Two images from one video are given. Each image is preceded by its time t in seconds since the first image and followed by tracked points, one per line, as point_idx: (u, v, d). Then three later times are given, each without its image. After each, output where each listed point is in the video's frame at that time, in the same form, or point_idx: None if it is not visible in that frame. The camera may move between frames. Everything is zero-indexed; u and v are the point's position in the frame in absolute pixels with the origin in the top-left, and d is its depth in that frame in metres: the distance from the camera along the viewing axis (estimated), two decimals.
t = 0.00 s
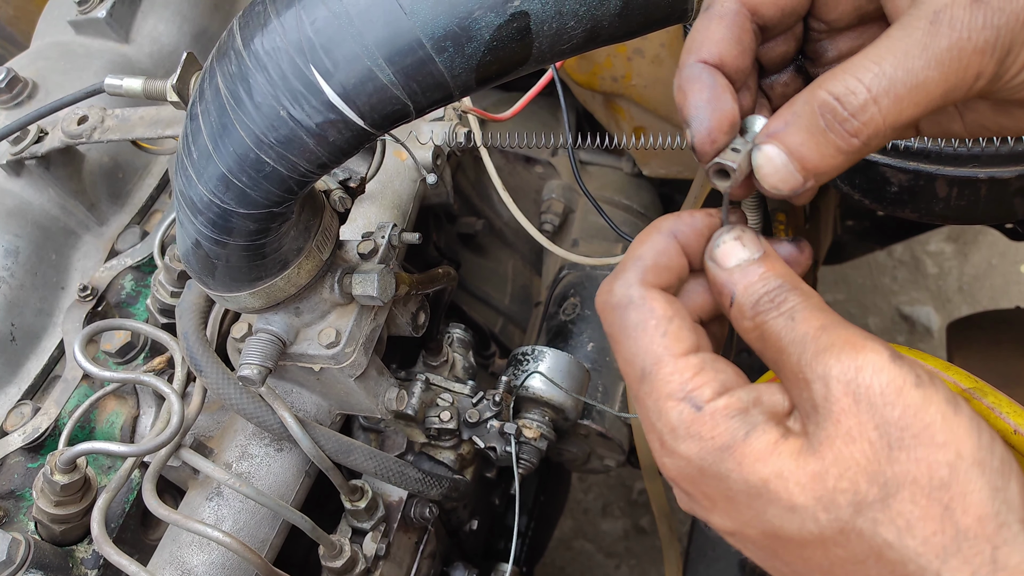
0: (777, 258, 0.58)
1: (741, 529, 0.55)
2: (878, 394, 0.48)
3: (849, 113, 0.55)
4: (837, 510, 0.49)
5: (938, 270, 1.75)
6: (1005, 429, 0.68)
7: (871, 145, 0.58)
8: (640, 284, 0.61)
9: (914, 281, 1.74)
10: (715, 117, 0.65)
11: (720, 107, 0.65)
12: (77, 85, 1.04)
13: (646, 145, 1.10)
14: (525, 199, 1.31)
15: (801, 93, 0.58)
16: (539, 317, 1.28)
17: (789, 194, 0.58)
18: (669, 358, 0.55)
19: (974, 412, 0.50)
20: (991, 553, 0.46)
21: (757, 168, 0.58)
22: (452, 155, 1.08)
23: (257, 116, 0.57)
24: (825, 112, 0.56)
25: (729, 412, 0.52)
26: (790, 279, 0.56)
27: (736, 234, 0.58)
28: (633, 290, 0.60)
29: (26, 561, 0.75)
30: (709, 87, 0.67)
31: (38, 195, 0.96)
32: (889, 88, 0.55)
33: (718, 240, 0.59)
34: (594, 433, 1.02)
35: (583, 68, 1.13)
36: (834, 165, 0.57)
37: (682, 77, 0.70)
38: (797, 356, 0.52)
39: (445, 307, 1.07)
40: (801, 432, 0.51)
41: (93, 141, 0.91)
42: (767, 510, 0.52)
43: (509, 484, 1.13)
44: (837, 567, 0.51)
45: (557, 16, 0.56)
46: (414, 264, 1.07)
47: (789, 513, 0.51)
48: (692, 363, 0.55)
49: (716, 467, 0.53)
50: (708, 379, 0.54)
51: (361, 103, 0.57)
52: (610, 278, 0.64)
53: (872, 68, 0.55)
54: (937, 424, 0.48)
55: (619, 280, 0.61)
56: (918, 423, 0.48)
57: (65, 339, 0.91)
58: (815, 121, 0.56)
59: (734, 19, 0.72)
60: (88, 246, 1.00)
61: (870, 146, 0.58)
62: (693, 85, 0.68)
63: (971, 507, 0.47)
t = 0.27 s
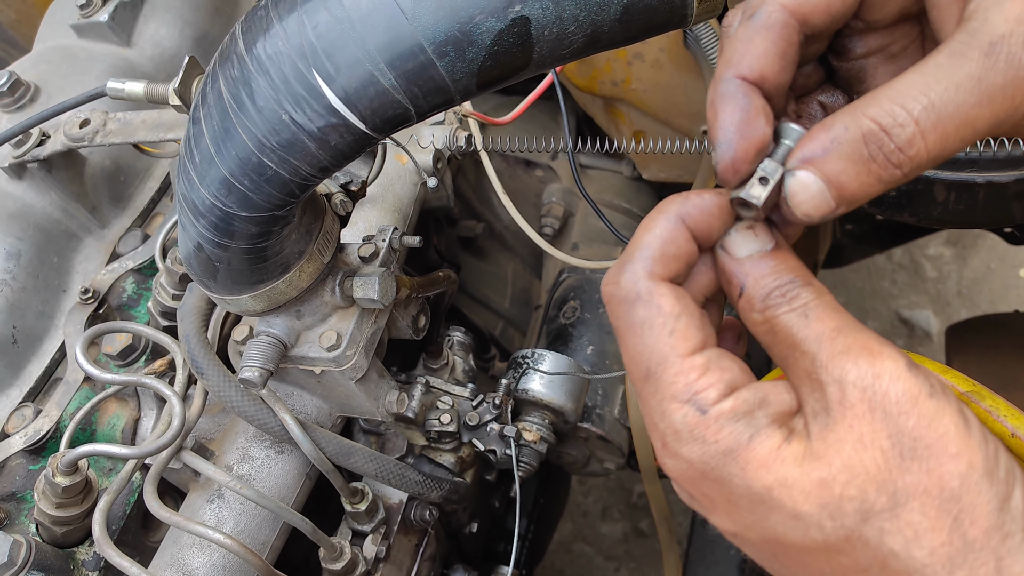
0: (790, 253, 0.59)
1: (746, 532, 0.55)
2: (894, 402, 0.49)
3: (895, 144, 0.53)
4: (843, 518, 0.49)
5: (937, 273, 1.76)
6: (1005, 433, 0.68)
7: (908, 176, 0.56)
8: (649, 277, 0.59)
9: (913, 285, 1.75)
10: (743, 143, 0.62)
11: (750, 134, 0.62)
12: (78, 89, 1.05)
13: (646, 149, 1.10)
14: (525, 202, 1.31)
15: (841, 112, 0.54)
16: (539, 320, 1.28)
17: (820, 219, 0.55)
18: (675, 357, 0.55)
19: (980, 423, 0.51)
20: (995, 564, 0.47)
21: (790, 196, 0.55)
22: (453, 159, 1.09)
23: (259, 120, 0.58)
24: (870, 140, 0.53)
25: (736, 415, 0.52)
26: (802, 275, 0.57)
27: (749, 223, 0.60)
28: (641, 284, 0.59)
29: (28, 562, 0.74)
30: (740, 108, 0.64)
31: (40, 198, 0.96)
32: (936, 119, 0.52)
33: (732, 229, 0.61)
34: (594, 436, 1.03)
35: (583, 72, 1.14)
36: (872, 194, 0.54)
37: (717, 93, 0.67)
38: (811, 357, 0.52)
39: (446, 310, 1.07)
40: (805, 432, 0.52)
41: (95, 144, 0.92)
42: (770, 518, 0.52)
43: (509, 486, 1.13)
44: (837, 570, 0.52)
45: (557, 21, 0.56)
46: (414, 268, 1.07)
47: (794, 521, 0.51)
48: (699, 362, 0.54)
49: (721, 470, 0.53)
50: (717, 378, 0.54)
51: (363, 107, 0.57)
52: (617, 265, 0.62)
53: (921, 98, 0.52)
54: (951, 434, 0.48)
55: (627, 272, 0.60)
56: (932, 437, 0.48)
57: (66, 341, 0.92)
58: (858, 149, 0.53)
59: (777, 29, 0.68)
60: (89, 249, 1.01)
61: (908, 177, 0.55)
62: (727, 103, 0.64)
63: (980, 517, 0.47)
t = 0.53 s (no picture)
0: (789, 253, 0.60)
1: (745, 541, 0.55)
2: (901, 402, 0.49)
3: (896, 152, 0.53)
4: (848, 523, 0.49)
5: (936, 278, 1.76)
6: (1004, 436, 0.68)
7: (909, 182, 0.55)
8: (645, 283, 0.59)
9: (912, 290, 1.75)
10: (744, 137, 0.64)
11: (751, 129, 0.64)
12: (79, 91, 1.05)
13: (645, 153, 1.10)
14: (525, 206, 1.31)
15: (845, 114, 0.54)
16: (538, 323, 1.29)
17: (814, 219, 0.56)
18: (670, 364, 0.55)
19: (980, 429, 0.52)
20: (1002, 565, 0.48)
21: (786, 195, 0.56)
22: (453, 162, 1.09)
23: (260, 122, 0.58)
24: (870, 146, 0.53)
25: (731, 423, 0.52)
26: (802, 274, 0.57)
27: (749, 223, 0.61)
28: (636, 290, 0.58)
29: (25, 565, 0.73)
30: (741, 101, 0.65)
31: (40, 200, 0.96)
32: (938, 127, 0.52)
33: (732, 231, 0.61)
34: (593, 440, 1.03)
35: (583, 76, 1.14)
36: (868, 197, 0.55)
37: (721, 84, 0.68)
38: (815, 357, 0.52)
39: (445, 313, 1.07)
40: (804, 436, 0.51)
41: (95, 146, 0.92)
42: (772, 525, 0.52)
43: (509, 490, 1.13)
44: None
45: (557, 24, 0.56)
46: (414, 271, 1.07)
47: (797, 527, 0.51)
48: (693, 369, 0.54)
49: (720, 479, 0.52)
50: (715, 384, 0.53)
51: (363, 109, 0.57)
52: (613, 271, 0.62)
53: (924, 106, 0.52)
54: (957, 437, 0.49)
55: (623, 277, 0.59)
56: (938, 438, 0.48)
57: (66, 344, 0.91)
58: (856, 154, 0.53)
59: (782, 20, 0.69)
60: (89, 251, 1.01)
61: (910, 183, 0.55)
62: (730, 96, 0.66)
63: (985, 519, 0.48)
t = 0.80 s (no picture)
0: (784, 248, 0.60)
1: (752, 538, 0.55)
2: (918, 386, 0.49)
3: (887, 140, 0.53)
4: (866, 512, 0.49)
5: (936, 278, 1.76)
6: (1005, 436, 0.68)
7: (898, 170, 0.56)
8: (646, 276, 0.59)
9: (913, 290, 1.75)
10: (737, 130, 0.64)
11: (744, 122, 0.64)
12: (79, 89, 1.05)
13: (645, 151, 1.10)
14: (525, 204, 1.31)
15: (838, 101, 0.55)
16: (538, 322, 1.29)
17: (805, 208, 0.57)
18: (673, 358, 0.54)
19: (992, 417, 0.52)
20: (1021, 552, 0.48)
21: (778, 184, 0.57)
22: (453, 160, 1.09)
23: (259, 119, 0.58)
24: (861, 134, 0.53)
25: (737, 418, 0.51)
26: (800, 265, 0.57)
27: (744, 219, 0.62)
28: (638, 283, 0.59)
29: (24, 564, 0.73)
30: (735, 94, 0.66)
31: (40, 198, 0.96)
32: (929, 115, 0.53)
33: (726, 227, 0.62)
34: (593, 438, 1.02)
35: (583, 75, 1.14)
36: (859, 186, 0.56)
37: (716, 76, 0.68)
38: (826, 344, 0.52)
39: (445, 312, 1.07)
40: (815, 430, 0.51)
41: (95, 144, 0.92)
42: (787, 517, 0.51)
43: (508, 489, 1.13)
44: None
45: (557, 21, 0.56)
46: (414, 269, 1.07)
47: (813, 518, 0.50)
48: (697, 364, 0.54)
49: (727, 477, 0.52)
50: (719, 378, 0.53)
51: (363, 106, 0.57)
52: (613, 267, 0.63)
53: (915, 94, 0.53)
54: (972, 423, 0.49)
55: (625, 271, 0.60)
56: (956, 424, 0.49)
57: (65, 341, 0.91)
58: (846, 143, 0.54)
59: (778, 11, 0.69)
60: (89, 249, 1.00)
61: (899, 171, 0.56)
62: (724, 88, 0.66)
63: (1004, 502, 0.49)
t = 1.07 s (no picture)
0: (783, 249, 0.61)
1: (751, 527, 0.54)
2: (913, 382, 0.49)
3: (887, 134, 0.54)
4: (865, 505, 0.48)
5: (936, 278, 1.75)
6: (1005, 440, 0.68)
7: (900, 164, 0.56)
8: (657, 265, 0.59)
9: (913, 289, 1.74)
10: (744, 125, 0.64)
11: (752, 117, 0.64)
12: (77, 89, 1.05)
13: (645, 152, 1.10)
14: (525, 204, 1.31)
15: (838, 97, 0.55)
16: (538, 322, 1.29)
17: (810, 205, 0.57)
18: (680, 343, 0.54)
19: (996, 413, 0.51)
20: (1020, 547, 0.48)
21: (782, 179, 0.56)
22: (452, 161, 1.09)
23: (257, 121, 0.58)
24: (862, 128, 0.54)
25: (740, 405, 0.51)
26: (799, 269, 0.58)
27: (745, 219, 0.62)
28: (648, 271, 0.59)
29: (23, 564, 0.73)
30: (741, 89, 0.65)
31: (39, 198, 0.96)
32: (928, 109, 0.53)
33: (727, 227, 0.63)
34: (592, 438, 1.02)
35: (583, 75, 1.14)
36: (860, 180, 0.56)
37: (721, 72, 0.68)
38: (821, 344, 0.53)
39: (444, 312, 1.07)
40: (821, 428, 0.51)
41: (94, 144, 0.92)
42: (787, 508, 0.51)
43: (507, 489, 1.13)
44: None
45: (555, 23, 0.56)
46: (413, 269, 1.07)
47: (813, 509, 0.50)
48: (702, 351, 0.54)
49: (726, 464, 0.52)
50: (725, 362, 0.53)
51: (361, 108, 0.57)
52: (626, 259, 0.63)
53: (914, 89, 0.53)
54: (970, 419, 0.49)
55: (636, 261, 0.60)
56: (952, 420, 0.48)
57: (64, 342, 0.92)
58: (848, 138, 0.54)
59: (784, 8, 0.69)
60: (88, 250, 1.01)
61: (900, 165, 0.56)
62: (730, 84, 0.66)
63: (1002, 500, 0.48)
